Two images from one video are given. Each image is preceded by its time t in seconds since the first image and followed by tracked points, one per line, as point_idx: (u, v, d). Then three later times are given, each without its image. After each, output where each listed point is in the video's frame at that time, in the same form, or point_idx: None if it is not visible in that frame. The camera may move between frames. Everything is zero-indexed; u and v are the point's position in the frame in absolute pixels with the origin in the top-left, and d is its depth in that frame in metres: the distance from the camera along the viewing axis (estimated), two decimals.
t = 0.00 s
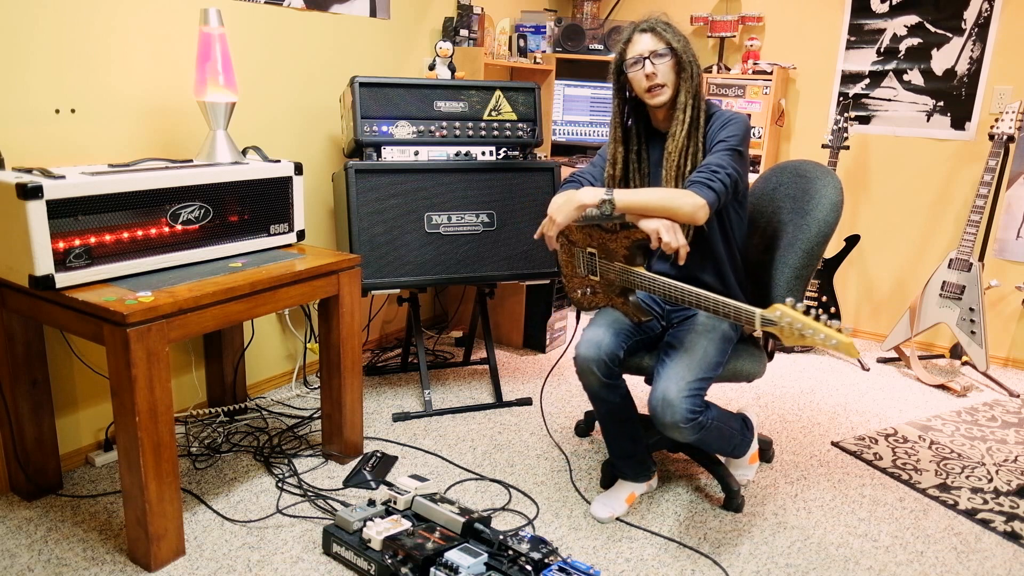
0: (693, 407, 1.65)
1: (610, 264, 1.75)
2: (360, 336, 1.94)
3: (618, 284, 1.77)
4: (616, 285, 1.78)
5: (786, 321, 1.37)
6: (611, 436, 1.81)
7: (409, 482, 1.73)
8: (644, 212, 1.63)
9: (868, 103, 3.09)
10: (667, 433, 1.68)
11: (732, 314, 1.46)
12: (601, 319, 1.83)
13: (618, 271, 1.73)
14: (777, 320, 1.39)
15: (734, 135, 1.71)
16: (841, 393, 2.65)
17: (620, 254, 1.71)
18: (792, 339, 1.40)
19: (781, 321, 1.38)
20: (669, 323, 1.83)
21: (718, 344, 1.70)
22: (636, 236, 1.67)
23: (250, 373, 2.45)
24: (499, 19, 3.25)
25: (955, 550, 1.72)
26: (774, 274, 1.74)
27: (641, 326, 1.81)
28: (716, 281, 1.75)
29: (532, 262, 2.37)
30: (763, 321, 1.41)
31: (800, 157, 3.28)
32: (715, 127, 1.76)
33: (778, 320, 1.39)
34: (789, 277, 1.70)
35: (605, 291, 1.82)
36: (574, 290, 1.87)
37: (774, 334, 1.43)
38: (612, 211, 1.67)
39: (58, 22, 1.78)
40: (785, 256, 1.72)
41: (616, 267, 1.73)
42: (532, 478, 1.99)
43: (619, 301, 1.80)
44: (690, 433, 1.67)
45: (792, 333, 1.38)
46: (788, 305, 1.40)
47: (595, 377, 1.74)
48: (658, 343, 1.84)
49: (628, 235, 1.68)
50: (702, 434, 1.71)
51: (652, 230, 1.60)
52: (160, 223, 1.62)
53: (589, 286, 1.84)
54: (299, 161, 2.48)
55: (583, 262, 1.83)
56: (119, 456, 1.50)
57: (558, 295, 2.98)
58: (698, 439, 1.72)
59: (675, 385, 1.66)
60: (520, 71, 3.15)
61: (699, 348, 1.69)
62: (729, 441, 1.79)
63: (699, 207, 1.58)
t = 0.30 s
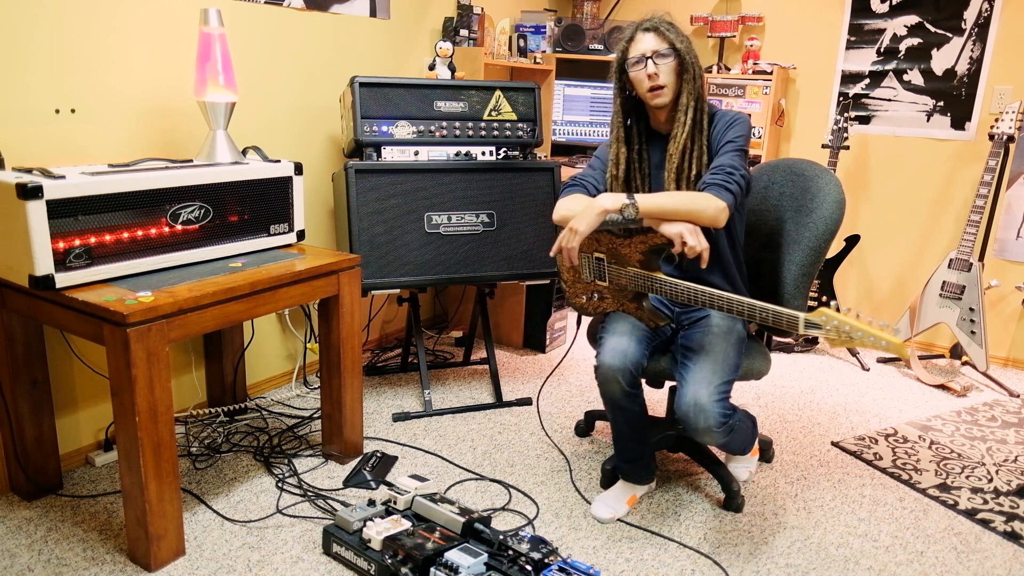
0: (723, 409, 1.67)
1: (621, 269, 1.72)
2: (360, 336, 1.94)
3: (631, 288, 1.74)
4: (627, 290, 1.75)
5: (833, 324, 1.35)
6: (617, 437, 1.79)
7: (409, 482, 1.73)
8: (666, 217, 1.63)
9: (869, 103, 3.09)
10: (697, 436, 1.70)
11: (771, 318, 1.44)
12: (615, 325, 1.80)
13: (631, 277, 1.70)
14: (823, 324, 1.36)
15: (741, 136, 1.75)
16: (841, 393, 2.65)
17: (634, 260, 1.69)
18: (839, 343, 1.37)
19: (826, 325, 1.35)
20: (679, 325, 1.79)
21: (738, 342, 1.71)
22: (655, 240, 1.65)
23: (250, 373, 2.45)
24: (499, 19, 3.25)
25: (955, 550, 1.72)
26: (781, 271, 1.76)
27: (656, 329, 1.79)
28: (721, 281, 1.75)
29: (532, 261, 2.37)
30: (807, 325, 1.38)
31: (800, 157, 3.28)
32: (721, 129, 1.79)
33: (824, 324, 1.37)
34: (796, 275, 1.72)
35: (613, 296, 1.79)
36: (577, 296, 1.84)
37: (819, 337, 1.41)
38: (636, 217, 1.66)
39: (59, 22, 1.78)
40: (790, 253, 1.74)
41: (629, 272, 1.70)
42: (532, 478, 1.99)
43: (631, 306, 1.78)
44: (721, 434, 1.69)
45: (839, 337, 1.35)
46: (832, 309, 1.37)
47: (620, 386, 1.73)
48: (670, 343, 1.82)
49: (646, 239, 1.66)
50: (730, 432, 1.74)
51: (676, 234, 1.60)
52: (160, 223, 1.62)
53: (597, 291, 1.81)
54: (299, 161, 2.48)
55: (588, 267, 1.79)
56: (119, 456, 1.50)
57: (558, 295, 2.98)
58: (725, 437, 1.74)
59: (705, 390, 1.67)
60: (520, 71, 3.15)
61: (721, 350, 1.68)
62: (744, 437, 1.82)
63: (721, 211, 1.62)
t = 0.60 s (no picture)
0: (750, 409, 1.68)
1: (634, 273, 1.71)
2: (360, 336, 1.94)
3: (643, 292, 1.73)
4: (639, 293, 1.74)
5: (868, 323, 1.35)
6: (630, 442, 1.76)
7: (409, 482, 1.73)
8: (687, 221, 1.67)
9: (869, 103, 3.10)
10: (725, 439, 1.70)
11: (802, 320, 1.44)
12: (629, 332, 1.77)
13: (645, 280, 1.69)
14: (858, 324, 1.37)
15: (747, 137, 1.79)
16: (842, 393, 2.65)
17: (650, 264, 1.68)
18: (874, 342, 1.38)
19: (862, 326, 1.37)
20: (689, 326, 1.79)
21: (751, 341, 1.73)
22: (675, 243, 1.66)
23: (250, 373, 2.45)
24: (499, 19, 3.24)
25: (955, 550, 1.72)
26: (784, 269, 1.77)
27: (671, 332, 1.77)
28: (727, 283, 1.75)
29: (532, 262, 2.37)
30: (843, 325, 1.38)
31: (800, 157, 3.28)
32: (727, 129, 1.82)
33: (860, 324, 1.37)
34: (800, 273, 1.73)
35: (623, 301, 1.78)
36: (581, 300, 1.82)
37: (852, 337, 1.41)
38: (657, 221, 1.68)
39: (59, 23, 1.78)
40: (793, 251, 1.74)
41: (642, 275, 1.69)
42: (531, 478, 1.99)
43: (643, 310, 1.76)
44: (750, 437, 1.69)
45: (875, 336, 1.36)
46: (867, 308, 1.38)
47: (644, 393, 1.70)
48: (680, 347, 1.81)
49: (664, 242, 1.67)
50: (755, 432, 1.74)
51: (699, 236, 1.64)
52: (160, 223, 1.62)
53: (604, 296, 1.79)
54: (299, 161, 2.48)
55: (597, 272, 1.78)
56: (119, 456, 1.50)
57: (558, 295, 2.98)
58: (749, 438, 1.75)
59: (731, 391, 1.67)
60: (520, 71, 3.15)
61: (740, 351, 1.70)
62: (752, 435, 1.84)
63: (739, 213, 1.67)
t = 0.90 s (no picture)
0: (769, 404, 1.67)
1: (646, 275, 1.74)
2: (360, 336, 1.94)
3: (655, 294, 1.75)
4: (649, 296, 1.76)
5: (894, 321, 1.36)
6: (646, 445, 1.74)
7: (409, 482, 1.73)
8: (702, 223, 1.67)
9: (868, 103, 3.10)
10: (747, 437, 1.68)
11: (827, 319, 1.44)
12: (642, 336, 1.75)
13: (658, 282, 1.72)
14: (885, 322, 1.37)
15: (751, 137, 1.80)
16: (842, 393, 2.65)
17: (663, 266, 1.71)
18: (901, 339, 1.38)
19: (888, 323, 1.37)
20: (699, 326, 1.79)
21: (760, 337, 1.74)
22: (689, 245, 1.69)
23: (250, 373, 2.44)
24: (498, 19, 3.24)
25: (955, 550, 1.72)
26: (785, 268, 1.76)
27: (683, 333, 1.77)
28: (728, 283, 1.75)
29: (532, 262, 2.37)
30: (868, 322, 1.39)
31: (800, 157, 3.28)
32: (731, 129, 1.83)
33: (886, 322, 1.38)
34: (801, 273, 1.72)
35: (632, 304, 1.79)
36: (586, 305, 1.83)
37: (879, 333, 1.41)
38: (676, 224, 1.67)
39: (59, 23, 1.78)
40: (794, 251, 1.74)
41: (655, 277, 1.72)
42: (531, 478, 1.99)
43: (654, 313, 1.77)
44: (770, 432, 1.68)
45: (901, 333, 1.36)
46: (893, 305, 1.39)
47: (664, 399, 1.69)
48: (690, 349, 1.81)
49: (679, 244, 1.70)
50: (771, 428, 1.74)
51: (717, 238, 1.65)
52: (160, 223, 1.62)
53: (612, 300, 1.81)
54: (299, 161, 2.48)
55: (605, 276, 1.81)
56: (119, 456, 1.50)
57: (558, 295, 2.98)
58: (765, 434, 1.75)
59: (749, 386, 1.66)
60: (520, 71, 3.15)
61: (753, 346, 1.70)
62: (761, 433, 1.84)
63: (753, 213, 1.67)
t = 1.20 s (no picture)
0: (772, 400, 1.67)
1: (650, 276, 1.74)
2: (360, 336, 1.94)
3: (660, 295, 1.75)
4: (654, 296, 1.77)
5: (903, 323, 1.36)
6: (650, 446, 1.73)
7: (409, 482, 1.73)
8: (711, 224, 1.67)
9: (868, 103, 3.10)
10: (751, 433, 1.67)
11: (835, 321, 1.44)
12: (645, 338, 1.75)
13: (664, 283, 1.72)
14: (893, 324, 1.37)
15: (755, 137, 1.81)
16: (842, 393, 2.65)
17: (668, 267, 1.71)
18: (909, 340, 1.39)
19: (896, 326, 1.37)
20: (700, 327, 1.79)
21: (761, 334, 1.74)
22: (696, 246, 1.69)
23: (249, 373, 2.44)
24: (498, 19, 3.24)
25: (955, 550, 1.72)
26: (785, 268, 1.76)
27: (686, 334, 1.77)
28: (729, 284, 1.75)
29: (532, 262, 2.37)
30: (876, 325, 1.39)
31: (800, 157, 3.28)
32: (735, 129, 1.83)
33: (894, 324, 1.38)
34: (801, 274, 1.72)
35: (635, 305, 1.79)
36: (588, 305, 1.83)
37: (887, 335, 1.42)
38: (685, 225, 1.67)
39: (59, 23, 1.78)
40: (794, 252, 1.74)
41: (661, 278, 1.73)
42: (531, 478, 1.99)
43: (658, 313, 1.78)
44: (773, 427, 1.67)
45: (910, 335, 1.37)
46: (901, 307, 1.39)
47: (670, 400, 1.68)
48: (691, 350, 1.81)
49: (685, 245, 1.70)
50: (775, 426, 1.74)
51: (725, 240, 1.65)
52: (160, 223, 1.62)
53: (615, 301, 1.81)
54: (298, 161, 2.48)
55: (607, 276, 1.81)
56: (119, 456, 1.50)
57: (558, 295, 2.98)
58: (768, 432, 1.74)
59: (752, 381, 1.67)
60: (520, 71, 3.15)
61: (754, 343, 1.71)
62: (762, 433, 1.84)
63: (759, 215, 1.68)
